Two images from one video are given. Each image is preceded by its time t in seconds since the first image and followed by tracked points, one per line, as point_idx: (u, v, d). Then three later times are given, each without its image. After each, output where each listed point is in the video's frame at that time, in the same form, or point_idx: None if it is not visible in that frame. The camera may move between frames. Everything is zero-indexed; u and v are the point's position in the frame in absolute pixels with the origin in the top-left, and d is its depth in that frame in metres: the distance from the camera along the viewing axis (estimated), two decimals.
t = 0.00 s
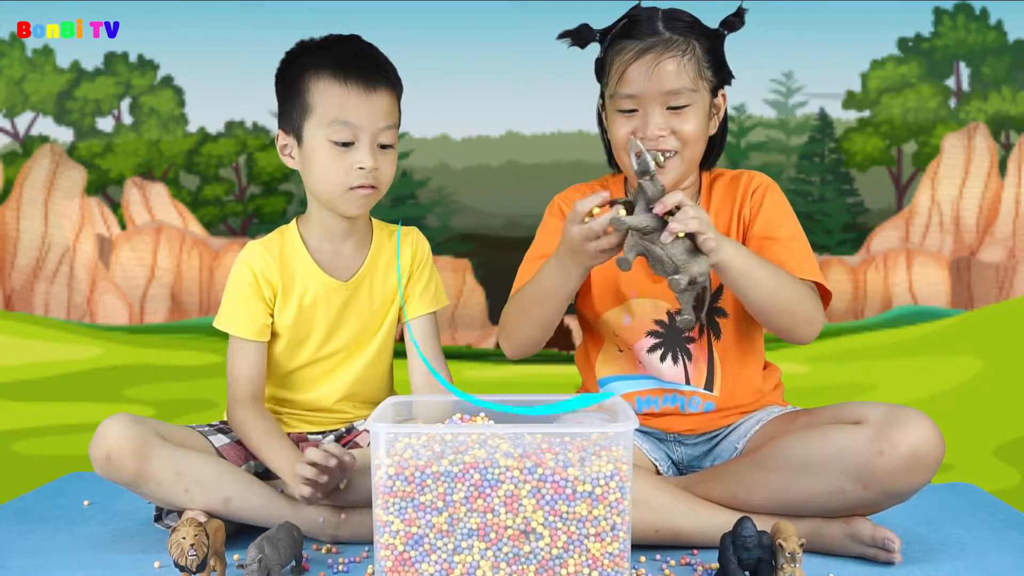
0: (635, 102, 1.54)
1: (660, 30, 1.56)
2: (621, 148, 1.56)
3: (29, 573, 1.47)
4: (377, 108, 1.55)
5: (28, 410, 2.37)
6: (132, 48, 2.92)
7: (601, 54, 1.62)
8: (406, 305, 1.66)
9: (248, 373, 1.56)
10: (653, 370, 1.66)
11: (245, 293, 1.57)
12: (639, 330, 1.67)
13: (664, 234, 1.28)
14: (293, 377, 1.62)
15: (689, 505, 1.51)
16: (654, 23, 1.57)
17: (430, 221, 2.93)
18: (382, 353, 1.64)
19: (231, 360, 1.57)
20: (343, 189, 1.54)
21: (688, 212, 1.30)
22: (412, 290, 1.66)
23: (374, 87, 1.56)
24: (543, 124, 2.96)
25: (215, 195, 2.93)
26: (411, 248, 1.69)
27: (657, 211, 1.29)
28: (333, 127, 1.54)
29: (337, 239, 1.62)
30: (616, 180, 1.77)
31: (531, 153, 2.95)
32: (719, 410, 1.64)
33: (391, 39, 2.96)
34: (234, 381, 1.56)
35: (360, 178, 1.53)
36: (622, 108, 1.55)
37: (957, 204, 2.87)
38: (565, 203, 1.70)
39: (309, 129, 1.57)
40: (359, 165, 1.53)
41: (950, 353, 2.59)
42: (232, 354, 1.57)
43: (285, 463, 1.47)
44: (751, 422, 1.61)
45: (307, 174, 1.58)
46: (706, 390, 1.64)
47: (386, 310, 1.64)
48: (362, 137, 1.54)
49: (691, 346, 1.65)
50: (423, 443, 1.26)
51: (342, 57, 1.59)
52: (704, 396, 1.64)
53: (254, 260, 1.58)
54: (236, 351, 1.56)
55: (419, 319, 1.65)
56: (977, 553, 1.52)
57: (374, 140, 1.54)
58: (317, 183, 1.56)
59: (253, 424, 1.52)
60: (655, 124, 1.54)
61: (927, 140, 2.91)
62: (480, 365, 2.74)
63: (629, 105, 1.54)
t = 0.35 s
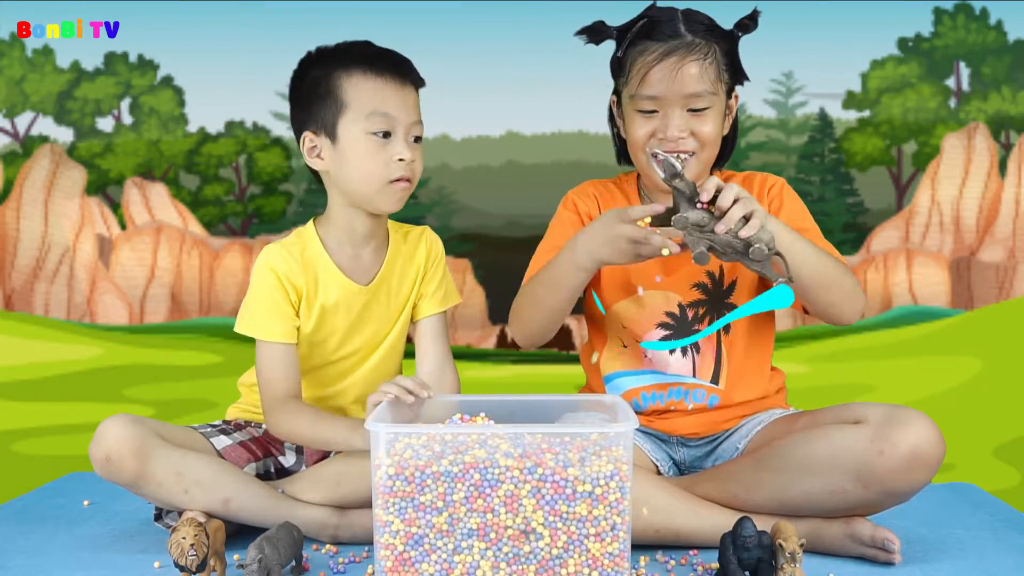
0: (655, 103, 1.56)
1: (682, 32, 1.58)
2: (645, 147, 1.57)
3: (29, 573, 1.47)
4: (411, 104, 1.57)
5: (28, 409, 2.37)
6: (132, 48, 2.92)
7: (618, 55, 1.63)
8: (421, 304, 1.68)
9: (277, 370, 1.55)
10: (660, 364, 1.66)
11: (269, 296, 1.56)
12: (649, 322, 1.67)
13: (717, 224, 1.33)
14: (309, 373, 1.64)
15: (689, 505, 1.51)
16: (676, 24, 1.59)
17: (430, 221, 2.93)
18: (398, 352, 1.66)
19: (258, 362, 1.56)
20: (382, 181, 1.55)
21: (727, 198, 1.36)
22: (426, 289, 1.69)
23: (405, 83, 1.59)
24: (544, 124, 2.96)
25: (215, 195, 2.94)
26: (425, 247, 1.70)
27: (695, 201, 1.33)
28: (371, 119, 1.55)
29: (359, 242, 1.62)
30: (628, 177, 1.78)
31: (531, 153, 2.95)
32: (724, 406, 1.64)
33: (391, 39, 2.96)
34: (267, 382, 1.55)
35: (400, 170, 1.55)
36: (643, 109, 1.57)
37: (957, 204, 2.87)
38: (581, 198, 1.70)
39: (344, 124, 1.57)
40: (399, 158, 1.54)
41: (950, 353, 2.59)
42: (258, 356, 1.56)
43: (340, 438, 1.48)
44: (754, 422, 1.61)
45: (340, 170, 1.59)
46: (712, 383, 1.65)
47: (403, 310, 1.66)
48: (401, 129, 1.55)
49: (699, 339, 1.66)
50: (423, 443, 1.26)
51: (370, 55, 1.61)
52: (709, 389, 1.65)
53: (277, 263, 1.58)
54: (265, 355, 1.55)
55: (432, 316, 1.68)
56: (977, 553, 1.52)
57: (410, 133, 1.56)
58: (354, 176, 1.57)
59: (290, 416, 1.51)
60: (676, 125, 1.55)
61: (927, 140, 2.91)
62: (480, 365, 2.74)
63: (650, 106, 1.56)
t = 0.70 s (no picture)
0: (656, 102, 1.56)
1: (682, 32, 1.58)
2: (648, 146, 1.57)
3: (29, 573, 1.47)
4: (423, 102, 1.59)
5: (27, 409, 2.37)
6: (132, 48, 2.93)
7: (615, 55, 1.63)
8: (425, 304, 1.68)
9: (275, 371, 1.55)
10: (663, 364, 1.66)
11: (276, 296, 1.56)
12: (653, 323, 1.67)
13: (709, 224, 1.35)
14: (311, 373, 1.64)
15: (689, 505, 1.51)
16: (676, 23, 1.59)
17: (430, 221, 2.93)
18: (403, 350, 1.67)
19: (261, 363, 1.57)
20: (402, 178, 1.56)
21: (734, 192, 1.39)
22: (432, 289, 1.68)
23: (418, 85, 1.60)
24: (544, 124, 2.96)
25: (215, 196, 2.93)
26: (432, 247, 1.70)
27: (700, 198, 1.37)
28: (389, 117, 1.56)
29: (369, 244, 1.62)
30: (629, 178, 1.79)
31: (531, 153, 2.95)
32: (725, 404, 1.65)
33: (391, 39, 2.96)
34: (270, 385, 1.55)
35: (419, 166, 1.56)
36: (643, 108, 1.57)
37: (957, 204, 2.87)
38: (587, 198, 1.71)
39: (361, 123, 1.58)
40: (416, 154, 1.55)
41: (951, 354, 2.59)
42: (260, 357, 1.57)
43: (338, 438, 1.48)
44: (754, 423, 1.61)
45: (354, 168, 1.59)
46: (715, 381, 1.65)
47: (407, 310, 1.66)
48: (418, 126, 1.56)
49: (703, 339, 1.66)
50: (423, 443, 1.26)
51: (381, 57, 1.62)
52: (712, 387, 1.65)
53: (283, 264, 1.58)
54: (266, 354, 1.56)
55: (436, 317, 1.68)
56: (977, 553, 1.52)
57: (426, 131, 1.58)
58: (372, 175, 1.57)
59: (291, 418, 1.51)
60: (677, 125, 1.55)
61: (927, 140, 2.91)
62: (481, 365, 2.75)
63: (648, 105, 1.56)
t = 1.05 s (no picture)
0: (658, 100, 1.56)
1: (686, 31, 1.58)
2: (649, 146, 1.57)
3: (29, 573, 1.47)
4: (426, 109, 1.58)
5: (27, 409, 2.37)
6: (132, 48, 2.93)
7: (622, 54, 1.63)
8: (424, 302, 1.67)
9: (274, 370, 1.55)
10: (662, 363, 1.66)
11: (275, 295, 1.57)
12: (652, 322, 1.67)
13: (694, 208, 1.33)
14: (309, 373, 1.64)
15: (689, 505, 1.52)
16: (681, 23, 1.59)
17: (430, 221, 2.93)
18: (404, 349, 1.67)
19: (257, 361, 1.57)
20: (398, 187, 1.55)
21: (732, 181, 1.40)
22: (432, 287, 1.68)
23: (425, 91, 1.59)
24: (544, 124, 2.96)
25: (215, 196, 2.93)
26: (431, 245, 1.70)
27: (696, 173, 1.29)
28: (390, 124, 1.56)
29: (368, 245, 1.62)
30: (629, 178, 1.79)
31: (532, 153, 2.95)
32: (725, 406, 1.65)
33: (391, 38, 2.96)
34: (268, 382, 1.55)
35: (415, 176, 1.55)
36: (645, 106, 1.57)
37: (957, 204, 2.86)
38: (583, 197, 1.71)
39: (364, 127, 1.58)
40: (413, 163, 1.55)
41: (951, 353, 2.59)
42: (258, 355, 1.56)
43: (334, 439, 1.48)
44: (754, 424, 1.61)
45: (354, 171, 1.59)
46: (715, 381, 1.65)
47: (405, 308, 1.66)
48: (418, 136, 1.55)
49: (701, 340, 1.66)
50: (423, 443, 1.26)
51: (390, 60, 1.61)
52: (712, 389, 1.65)
53: (282, 263, 1.58)
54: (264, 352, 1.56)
55: (436, 317, 1.67)
56: (977, 553, 1.52)
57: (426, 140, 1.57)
58: (370, 180, 1.57)
59: (291, 416, 1.51)
60: (679, 124, 1.55)
61: (927, 140, 2.91)
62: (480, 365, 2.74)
63: (650, 104, 1.56)
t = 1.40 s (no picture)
0: (657, 102, 1.56)
1: (685, 32, 1.58)
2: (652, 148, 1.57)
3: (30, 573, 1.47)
4: (440, 118, 1.57)
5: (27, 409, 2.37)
6: (132, 47, 2.93)
7: (623, 54, 1.63)
8: (426, 303, 1.67)
9: (277, 369, 1.55)
10: (662, 361, 1.66)
11: (278, 296, 1.57)
12: (652, 321, 1.67)
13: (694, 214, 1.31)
14: (311, 372, 1.64)
15: (689, 505, 1.52)
16: (682, 23, 1.59)
17: (430, 221, 2.93)
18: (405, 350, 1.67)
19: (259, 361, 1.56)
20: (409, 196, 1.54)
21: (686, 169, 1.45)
22: (434, 288, 1.68)
23: (443, 102, 1.58)
24: (544, 124, 2.96)
25: (215, 195, 2.93)
26: (433, 246, 1.70)
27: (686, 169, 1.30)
28: (404, 133, 1.55)
29: (371, 246, 1.62)
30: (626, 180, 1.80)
31: (532, 153, 2.95)
32: (725, 403, 1.65)
33: (391, 39, 2.95)
34: (269, 382, 1.55)
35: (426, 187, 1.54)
36: (644, 107, 1.57)
37: (957, 204, 2.87)
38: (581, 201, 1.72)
39: (377, 134, 1.57)
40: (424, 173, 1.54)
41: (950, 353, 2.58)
42: (261, 356, 1.56)
43: (333, 437, 1.48)
44: (754, 422, 1.61)
45: (365, 177, 1.58)
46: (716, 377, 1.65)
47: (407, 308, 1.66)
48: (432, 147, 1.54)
49: (700, 336, 1.66)
50: (423, 443, 1.26)
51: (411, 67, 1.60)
52: (712, 385, 1.65)
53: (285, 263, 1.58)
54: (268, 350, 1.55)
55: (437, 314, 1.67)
56: (977, 553, 1.52)
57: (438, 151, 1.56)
58: (379, 188, 1.56)
59: (292, 413, 1.52)
60: (677, 126, 1.55)
61: (927, 140, 2.91)
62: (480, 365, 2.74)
63: (650, 104, 1.56)
